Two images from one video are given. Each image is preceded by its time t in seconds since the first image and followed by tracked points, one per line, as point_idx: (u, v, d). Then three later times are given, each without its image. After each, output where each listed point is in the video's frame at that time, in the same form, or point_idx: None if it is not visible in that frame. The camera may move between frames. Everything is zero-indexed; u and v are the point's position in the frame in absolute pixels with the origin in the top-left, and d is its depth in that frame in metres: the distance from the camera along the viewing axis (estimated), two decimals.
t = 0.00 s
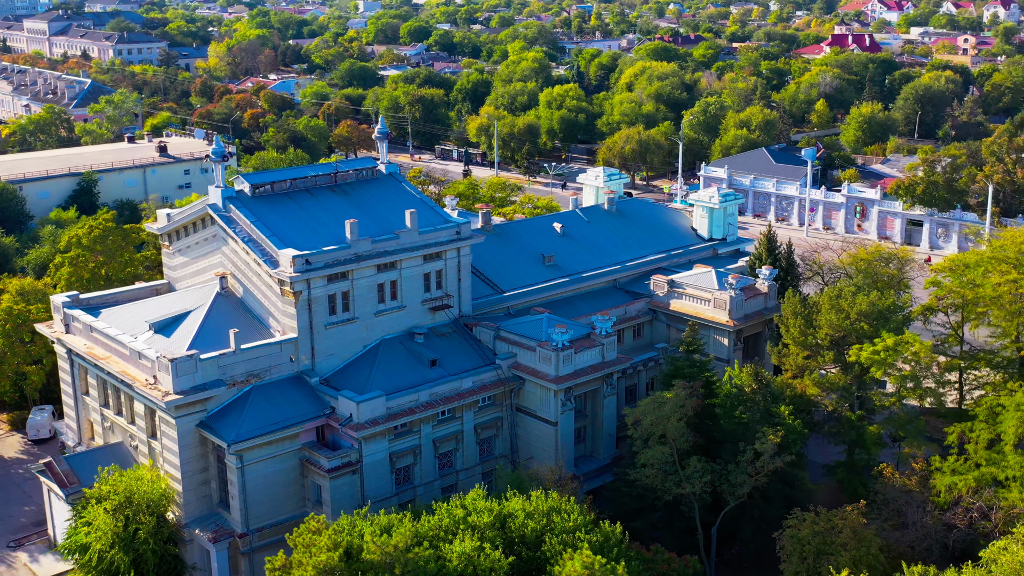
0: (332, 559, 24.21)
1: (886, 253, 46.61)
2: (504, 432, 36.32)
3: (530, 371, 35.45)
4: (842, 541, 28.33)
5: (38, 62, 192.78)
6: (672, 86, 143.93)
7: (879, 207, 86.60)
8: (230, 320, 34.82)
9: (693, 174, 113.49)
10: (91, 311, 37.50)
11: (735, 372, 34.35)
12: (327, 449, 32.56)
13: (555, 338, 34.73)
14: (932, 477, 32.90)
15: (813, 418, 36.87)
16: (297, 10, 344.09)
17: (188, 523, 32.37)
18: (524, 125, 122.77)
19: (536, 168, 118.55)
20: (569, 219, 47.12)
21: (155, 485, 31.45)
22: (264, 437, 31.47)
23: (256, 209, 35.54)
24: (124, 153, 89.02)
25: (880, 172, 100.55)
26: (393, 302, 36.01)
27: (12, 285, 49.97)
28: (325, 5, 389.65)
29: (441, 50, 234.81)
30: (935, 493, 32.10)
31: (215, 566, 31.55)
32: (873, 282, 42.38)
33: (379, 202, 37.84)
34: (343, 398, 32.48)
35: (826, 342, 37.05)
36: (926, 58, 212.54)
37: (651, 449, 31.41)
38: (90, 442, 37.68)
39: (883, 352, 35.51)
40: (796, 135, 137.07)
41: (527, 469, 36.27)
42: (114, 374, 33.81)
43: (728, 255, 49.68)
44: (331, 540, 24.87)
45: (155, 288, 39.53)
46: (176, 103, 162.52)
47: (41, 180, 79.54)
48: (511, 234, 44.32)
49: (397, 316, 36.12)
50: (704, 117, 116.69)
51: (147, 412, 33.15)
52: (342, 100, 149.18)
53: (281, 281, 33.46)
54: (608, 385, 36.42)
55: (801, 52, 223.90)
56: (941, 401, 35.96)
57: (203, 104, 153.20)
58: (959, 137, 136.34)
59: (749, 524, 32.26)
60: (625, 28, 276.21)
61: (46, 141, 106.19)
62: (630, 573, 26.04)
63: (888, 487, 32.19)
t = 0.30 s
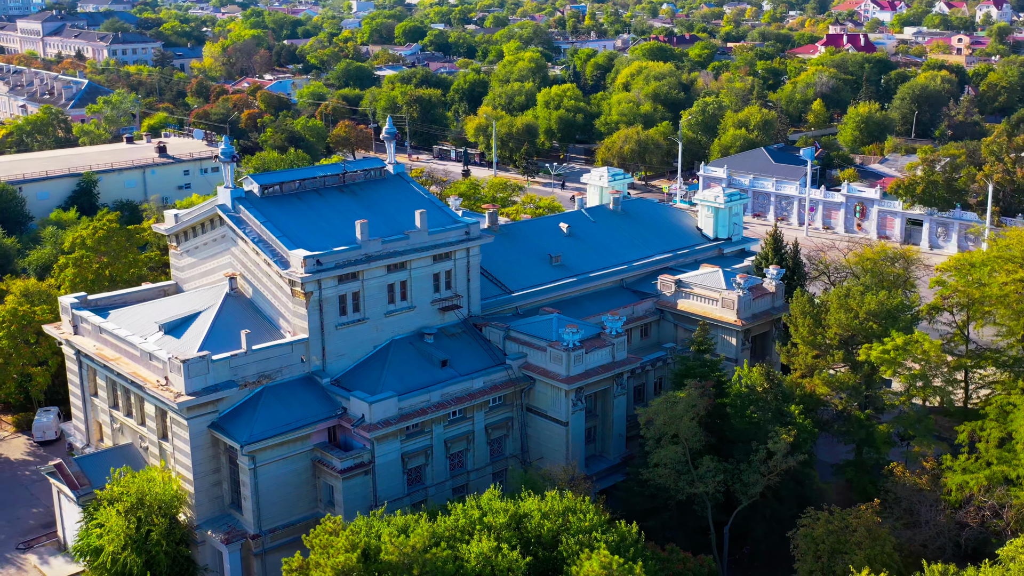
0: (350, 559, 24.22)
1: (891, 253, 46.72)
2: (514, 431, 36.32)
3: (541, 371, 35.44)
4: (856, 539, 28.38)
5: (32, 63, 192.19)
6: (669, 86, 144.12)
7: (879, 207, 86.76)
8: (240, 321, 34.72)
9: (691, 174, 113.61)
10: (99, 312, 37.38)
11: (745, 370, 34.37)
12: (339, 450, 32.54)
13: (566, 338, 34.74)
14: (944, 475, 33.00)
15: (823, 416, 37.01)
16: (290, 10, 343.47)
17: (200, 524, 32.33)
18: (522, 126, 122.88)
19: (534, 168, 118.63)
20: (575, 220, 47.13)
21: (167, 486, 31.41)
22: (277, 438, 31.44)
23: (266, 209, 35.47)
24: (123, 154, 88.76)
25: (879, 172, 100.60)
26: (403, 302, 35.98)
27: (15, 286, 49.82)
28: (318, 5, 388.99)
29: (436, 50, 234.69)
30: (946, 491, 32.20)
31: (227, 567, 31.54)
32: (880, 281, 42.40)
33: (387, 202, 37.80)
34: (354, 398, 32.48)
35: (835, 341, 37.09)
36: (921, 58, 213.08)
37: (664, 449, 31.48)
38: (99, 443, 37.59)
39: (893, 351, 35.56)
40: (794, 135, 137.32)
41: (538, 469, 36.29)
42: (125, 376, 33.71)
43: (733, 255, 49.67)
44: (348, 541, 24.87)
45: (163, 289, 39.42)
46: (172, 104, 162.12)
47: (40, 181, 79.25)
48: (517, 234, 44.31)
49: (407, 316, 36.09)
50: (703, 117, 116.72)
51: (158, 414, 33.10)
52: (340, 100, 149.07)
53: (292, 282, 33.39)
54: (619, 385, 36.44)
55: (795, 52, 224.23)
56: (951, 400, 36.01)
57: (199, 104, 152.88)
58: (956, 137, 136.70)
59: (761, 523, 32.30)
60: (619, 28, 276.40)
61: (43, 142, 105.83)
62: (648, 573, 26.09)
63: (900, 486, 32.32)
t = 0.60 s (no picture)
0: (372, 561, 24.23)
1: (899, 252, 46.79)
2: (527, 432, 36.33)
3: (554, 371, 35.44)
4: (873, 539, 28.41)
5: (27, 64, 191.76)
6: (667, 85, 144.26)
7: (880, 206, 86.93)
8: (253, 322, 34.67)
9: (691, 174, 113.72)
10: (110, 313, 37.29)
11: (758, 370, 34.40)
12: (354, 451, 32.50)
13: (579, 338, 34.73)
14: (958, 475, 33.02)
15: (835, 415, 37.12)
16: (283, 10, 342.96)
17: (215, 525, 32.31)
18: (521, 126, 123.02)
19: (533, 168, 118.69)
20: (583, 220, 47.14)
21: (182, 488, 31.42)
22: (293, 439, 31.40)
23: (279, 210, 35.40)
24: (123, 154, 88.51)
25: (880, 172, 100.59)
26: (415, 303, 35.95)
27: (21, 287, 49.60)
28: (312, 5, 388.53)
29: (432, 50, 234.58)
30: (960, 490, 32.23)
31: (242, 569, 31.52)
32: (888, 280, 42.48)
33: (398, 202, 37.77)
34: (369, 399, 32.43)
35: (846, 341, 37.11)
36: (916, 58, 213.54)
37: (679, 449, 31.56)
38: (110, 445, 37.51)
39: (905, 350, 35.61)
40: (792, 135, 137.50)
41: (550, 470, 36.29)
42: (138, 377, 33.64)
43: (740, 255, 49.75)
44: (370, 542, 24.87)
45: (173, 290, 39.34)
46: (168, 104, 161.73)
47: (41, 182, 78.92)
48: (526, 235, 44.31)
49: (419, 317, 36.07)
50: (702, 117, 116.83)
51: (172, 415, 33.02)
52: (337, 100, 148.96)
53: (305, 283, 33.34)
54: (631, 385, 36.46)
55: (791, 52, 224.60)
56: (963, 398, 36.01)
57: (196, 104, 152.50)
58: (954, 136, 137.00)
59: (775, 522, 32.44)
60: (614, 28, 276.49)
61: (41, 143, 105.57)
62: (667, 573, 26.16)
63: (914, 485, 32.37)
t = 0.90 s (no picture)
0: (396, 562, 24.26)
1: (908, 252, 46.90)
2: (542, 432, 36.32)
3: (569, 371, 35.45)
4: (892, 538, 28.47)
5: (22, 64, 191.13)
6: (665, 86, 144.37)
7: (881, 206, 86.91)
8: (268, 323, 34.62)
9: (691, 174, 113.87)
10: (123, 314, 37.20)
11: (773, 370, 34.45)
12: (371, 451, 32.48)
13: (594, 338, 34.75)
14: (973, 474, 33.08)
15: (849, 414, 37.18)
16: (277, 10, 342.47)
17: (231, 527, 32.20)
18: (521, 126, 123.07)
19: (533, 169, 118.75)
20: (592, 220, 47.16)
21: (200, 490, 31.37)
22: (310, 441, 31.35)
23: (293, 211, 35.35)
24: (124, 155, 88.29)
25: (880, 172, 100.56)
26: (429, 304, 35.93)
27: (28, 288, 49.41)
28: (304, 5, 387.98)
29: (427, 49, 234.49)
30: (976, 489, 32.31)
31: (260, 570, 31.47)
32: (899, 279, 42.57)
33: (411, 203, 37.75)
34: (386, 400, 32.40)
35: (860, 341, 37.14)
36: (911, 57, 214.13)
37: (697, 448, 31.62)
38: (123, 447, 37.41)
39: (919, 350, 35.69)
40: (790, 135, 137.75)
41: (565, 469, 36.31)
42: (154, 378, 33.55)
43: (749, 255, 49.82)
44: (394, 544, 24.90)
45: (185, 291, 39.27)
46: (165, 104, 161.39)
47: (43, 183, 78.56)
48: (536, 235, 44.32)
49: (434, 317, 36.05)
50: (701, 117, 116.96)
51: (188, 416, 32.97)
52: (335, 100, 148.87)
53: (321, 284, 33.30)
54: (645, 386, 36.53)
55: (786, 52, 224.95)
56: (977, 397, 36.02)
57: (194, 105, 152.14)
58: (951, 136, 137.42)
59: (792, 521, 32.60)
60: (608, 28, 276.64)
61: (40, 144, 105.26)
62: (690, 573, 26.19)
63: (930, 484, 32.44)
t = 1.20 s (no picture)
0: (424, 563, 24.25)
1: (917, 252, 47.05)
2: (558, 433, 36.32)
3: (586, 371, 35.48)
4: (914, 536, 28.52)
5: (16, 65, 190.35)
6: (663, 85, 144.59)
7: (882, 205, 87.23)
8: (284, 324, 34.56)
9: (691, 174, 114.04)
10: (137, 315, 37.11)
11: (789, 370, 34.54)
12: (389, 453, 32.44)
13: (612, 338, 34.77)
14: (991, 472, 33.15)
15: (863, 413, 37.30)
16: (269, 10, 341.70)
17: (250, 529, 32.13)
18: (520, 126, 123.07)
19: (532, 169, 118.84)
20: (602, 220, 47.20)
21: (219, 491, 31.31)
22: (329, 442, 31.32)
23: (309, 212, 35.31)
24: (124, 156, 88.00)
25: (881, 172, 100.94)
26: (445, 304, 35.89)
27: (37, 289, 49.26)
28: (297, 5, 387.28)
29: (422, 50, 234.34)
30: (993, 488, 32.41)
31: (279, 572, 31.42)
32: (910, 278, 42.68)
33: (425, 204, 37.73)
34: (405, 401, 32.36)
35: (876, 340, 37.21)
36: (905, 57, 214.72)
37: (716, 448, 31.65)
38: (137, 448, 37.32)
39: (934, 349, 35.80)
40: (788, 134, 138.05)
41: (581, 470, 36.32)
42: (170, 380, 33.46)
43: (758, 255, 49.89)
44: (420, 545, 24.93)
45: (197, 292, 39.17)
46: (162, 105, 161.04)
47: (44, 183, 78.24)
48: (547, 235, 44.32)
49: (449, 318, 36.03)
50: (700, 117, 117.09)
51: (205, 418, 32.89)
52: (333, 101, 148.76)
53: (338, 285, 33.27)
54: (661, 385, 36.57)
55: (780, 52, 225.30)
56: (992, 395, 36.11)
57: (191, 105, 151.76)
58: (948, 136, 137.84)
59: (809, 521, 32.86)
60: (602, 28, 276.70)
61: (39, 145, 104.89)
62: (715, 572, 26.24)
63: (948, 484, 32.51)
